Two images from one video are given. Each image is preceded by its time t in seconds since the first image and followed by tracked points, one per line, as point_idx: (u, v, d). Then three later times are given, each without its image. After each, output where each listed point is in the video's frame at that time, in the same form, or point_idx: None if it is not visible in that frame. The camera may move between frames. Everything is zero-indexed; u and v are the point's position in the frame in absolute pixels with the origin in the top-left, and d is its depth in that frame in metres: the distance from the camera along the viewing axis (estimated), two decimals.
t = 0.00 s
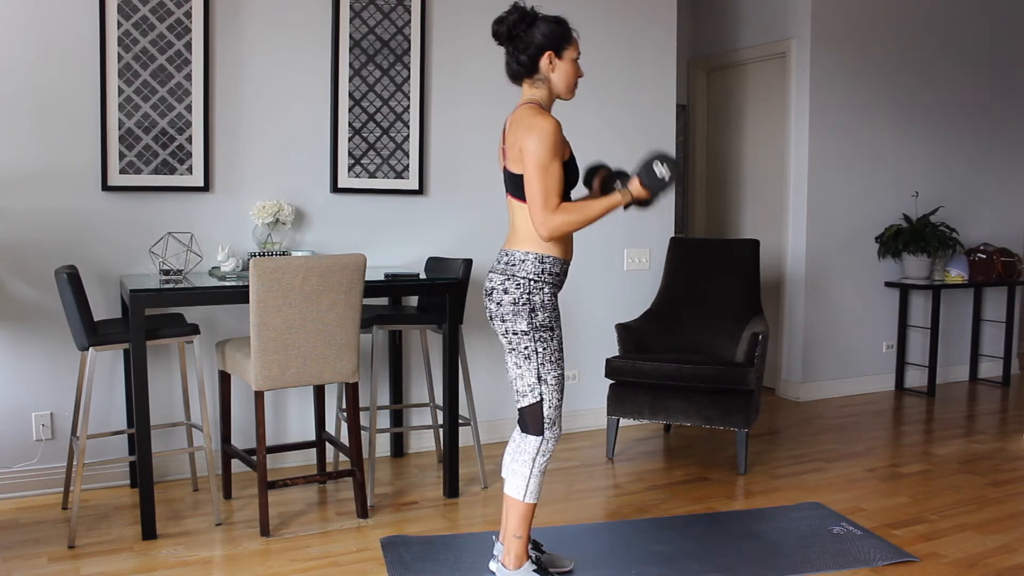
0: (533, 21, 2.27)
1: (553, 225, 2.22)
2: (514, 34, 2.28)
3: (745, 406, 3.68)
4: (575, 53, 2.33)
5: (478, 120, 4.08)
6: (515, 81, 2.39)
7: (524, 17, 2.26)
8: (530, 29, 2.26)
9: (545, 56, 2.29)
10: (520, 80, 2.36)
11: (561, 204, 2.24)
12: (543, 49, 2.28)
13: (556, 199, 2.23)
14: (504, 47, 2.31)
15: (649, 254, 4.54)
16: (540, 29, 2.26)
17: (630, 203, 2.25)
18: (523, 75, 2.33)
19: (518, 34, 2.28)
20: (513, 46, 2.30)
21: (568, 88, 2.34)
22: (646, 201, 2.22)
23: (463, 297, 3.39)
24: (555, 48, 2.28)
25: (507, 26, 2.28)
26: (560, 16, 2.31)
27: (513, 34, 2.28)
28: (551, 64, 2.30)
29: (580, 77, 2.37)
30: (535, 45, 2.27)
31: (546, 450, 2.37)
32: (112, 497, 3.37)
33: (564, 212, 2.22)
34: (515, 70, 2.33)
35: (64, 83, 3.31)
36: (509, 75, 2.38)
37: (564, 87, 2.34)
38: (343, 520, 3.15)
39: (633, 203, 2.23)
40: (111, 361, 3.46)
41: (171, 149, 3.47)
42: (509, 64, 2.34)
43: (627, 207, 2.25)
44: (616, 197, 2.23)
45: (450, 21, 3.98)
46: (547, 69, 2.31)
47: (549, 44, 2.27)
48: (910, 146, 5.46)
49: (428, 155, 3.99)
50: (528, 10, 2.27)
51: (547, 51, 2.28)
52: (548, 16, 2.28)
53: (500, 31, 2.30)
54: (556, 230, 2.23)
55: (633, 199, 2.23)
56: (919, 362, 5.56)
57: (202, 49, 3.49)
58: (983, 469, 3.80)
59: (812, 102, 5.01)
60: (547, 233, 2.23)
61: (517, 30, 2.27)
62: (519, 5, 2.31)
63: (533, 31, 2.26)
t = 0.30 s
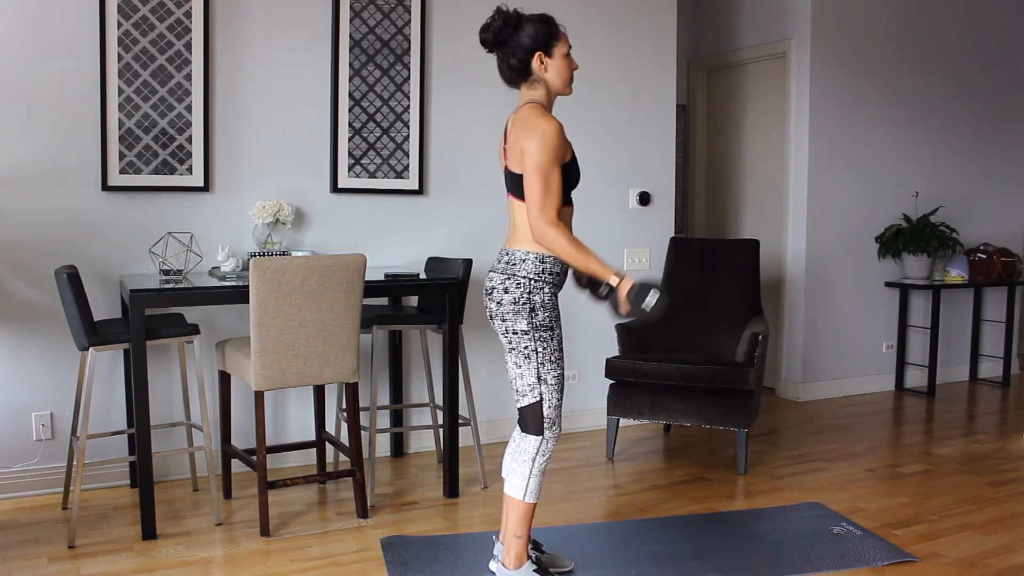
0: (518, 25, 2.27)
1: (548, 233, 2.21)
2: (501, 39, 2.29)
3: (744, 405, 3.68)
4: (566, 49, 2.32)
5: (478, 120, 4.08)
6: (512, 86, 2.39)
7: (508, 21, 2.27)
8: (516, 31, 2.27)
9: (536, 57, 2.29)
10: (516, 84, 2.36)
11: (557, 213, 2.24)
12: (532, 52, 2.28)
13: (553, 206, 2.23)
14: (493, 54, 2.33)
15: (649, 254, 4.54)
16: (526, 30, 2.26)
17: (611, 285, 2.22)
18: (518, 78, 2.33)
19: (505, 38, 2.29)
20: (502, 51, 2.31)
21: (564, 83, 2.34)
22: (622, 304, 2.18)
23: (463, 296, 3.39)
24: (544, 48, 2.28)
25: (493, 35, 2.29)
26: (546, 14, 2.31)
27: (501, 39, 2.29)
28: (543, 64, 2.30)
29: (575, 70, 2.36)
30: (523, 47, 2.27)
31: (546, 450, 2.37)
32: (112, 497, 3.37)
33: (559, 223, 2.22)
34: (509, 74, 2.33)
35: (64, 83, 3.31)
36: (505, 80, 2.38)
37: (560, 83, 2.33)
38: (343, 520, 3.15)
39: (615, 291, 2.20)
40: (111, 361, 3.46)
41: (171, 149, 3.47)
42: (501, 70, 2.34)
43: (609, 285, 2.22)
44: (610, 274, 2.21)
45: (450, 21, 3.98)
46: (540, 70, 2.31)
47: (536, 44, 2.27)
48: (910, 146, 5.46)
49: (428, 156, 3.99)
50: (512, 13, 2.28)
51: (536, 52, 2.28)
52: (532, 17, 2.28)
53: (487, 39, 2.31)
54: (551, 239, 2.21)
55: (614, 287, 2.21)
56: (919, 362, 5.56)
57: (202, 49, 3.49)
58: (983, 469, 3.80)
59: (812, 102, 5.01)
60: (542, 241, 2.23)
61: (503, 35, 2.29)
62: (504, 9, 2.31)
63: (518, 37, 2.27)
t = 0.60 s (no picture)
0: (523, 31, 2.27)
1: (547, 235, 2.21)
2: (508, 46, 2.29)
3: (745, 405, 3.68)
4: (575, 51, 2.31)
5: (478, 120, 4.08)
6: (525, 90, 2.39)
7: (514, 26, 2.27)
8: (522, 37, 2.27)
9: (543, 61, 2.29)
10: (529, 88, 2.36)
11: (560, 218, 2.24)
12: (539, 56, 2.28)
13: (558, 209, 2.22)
14: (501, 60, 2.33)
15: (648, 254, 4.53)
16: (532, 35, 2.26)
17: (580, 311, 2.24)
18: (528, 81, 2.33)
19: (512, 44, 2.29)
20: (509, 57, 2.31)
21: (575, 84, 2.34)
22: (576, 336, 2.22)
23: (464, 296, 3.39)
24: (551, 51, 2.28)
25: (499, 41, 2.29)
26: (550, 17, 2.31)
27: (507, 46, 2.29)
28: (551, 67, 2.30)
29: (585, 70, 2.35)
30: (529, 52, 2.28)
31: (547, 450, 2.37)
32: (112, 497, 3.37)
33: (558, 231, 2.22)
34: (519, 79, 2.34)
35: (64, 84, 3.31)
36: (518, 85, 2.38)
37: (572, 85, 2.33)
38: (343, 521, 3.15)
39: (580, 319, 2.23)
40: (111, 361, 3.46)
41: (171, 149, 3.47)
42: (512, 76, 2.35)
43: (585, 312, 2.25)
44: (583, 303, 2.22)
45: (450, 21, 3.98)
46: (550, 72, 2.31)
47: (542, 49, 2.27)
48: (909, 146, 5.46)
49: (428, 156, 3.98)
50: (517, 18, 2.28)
51: (542, 55, 2.28)
52: (536, 21, 2.28)
53: (495, 45, 2.31)
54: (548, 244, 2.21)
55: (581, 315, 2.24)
56: (919, 362, 5.56)
57: (202, 49, 3.49)
58: (983, 469, 3.80)
59: (812, 102, 5.01)
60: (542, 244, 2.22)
61: (509, 42, 2.29)
62: (509, 14, 2.32)
63: (524, 44, 2.27)
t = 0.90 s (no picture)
0: (526, 22, 2.27)
1: (544, 228, 2.20)
2: (505, 37, 2.29)
3: (745, 405, 3.68)
4: (570, 51, 2.31)
5: (478, 120, 4.08)
6: (515, 84, 2.39)
7: (514, 18, 2.27)
8: (522, 30, 2.27)
9: (537, 57, 2.29)
10: (518, 82, 2.36)
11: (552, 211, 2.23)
12: (534, 51, 2.28)
13: (547, 203, 2.22)
14: (497, 51, 2.33)
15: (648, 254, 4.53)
16: (531, 30, 2.26)
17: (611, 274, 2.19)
18: (519, 76, 2.33)
19: (510, 36, 2.29)
20: (505, 48, 2.31)
21: (565, 85, 2.34)
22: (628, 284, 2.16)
23: (464, 296, 3.39)
24: (547, 48, 2.28)
25: (501, 29, 2.29)
26: (552, 14, 2.31)
27: (505, 37, 2.29)
28: (544, 63, 2.30)
29: (577, 73, 2.36)
30: (525, 46, 2.28)
31: (546, 450, 2.37)
32: (112, 497, 3.37)
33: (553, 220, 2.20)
34: (511, 73, 2.34)
35: (64, 84, 3.31)
36: (508, 79, 2.38)
37: (561, 85, 2.33)
38: (343, 520, 3.15)
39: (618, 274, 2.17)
40: (111, 361, 3.46)
41: (171, 149, 3.47)
42: (504, 68, 2.35)
43: (610, 273, 2.20)
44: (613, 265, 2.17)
45: (450, 21, 3.98)
46: (541, 69, 2.31)
47: (539, 44, 2.27)
48: (909, 145, 5.45)
49: (428, 156, 3.99)
50: (518, 11, 2.28)
51: (538, 51, 2.28)
52: (538, 16, 2.28)
53: (492, 35, 2.31)
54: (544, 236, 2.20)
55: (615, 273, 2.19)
56: (919, 362, 5.56)
57: (202, 49, 3.49)
58: (984, 469, 3.80)
59: (812, 102, 5.01)
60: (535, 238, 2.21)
61: (507, 33, 2.29)
62: (511, 6, 2.31)
63: (524, 35, 2.27)
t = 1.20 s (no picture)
0: (528, 19, 2.27)
1: (555, 217, 2.22)
2: (507, 33, 2.28)
3: (745, 405, 3.68)
4: (569, 53, 2.32)
5: (478, 120, 4.08)
6: (511, 81, 2.39)
7: (517, 16, 2.26)
8: (524, 28, 2.27)
9: (536, 56, 2.29)
10: (515, 80, 2.36)
11: (559, 199, 2.23)
12: (534, 50, 2.28)
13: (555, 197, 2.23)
14: (497, 47, 2.32)
15: (648, 254, 4.54)
16: (533, 28, 2.26)
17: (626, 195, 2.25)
18: (517, 73, 2.33)
19: (512, 33, 2.28)
20: (506, 45, 2.30)
21: (561, 89, 2.35)
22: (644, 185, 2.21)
23: (464, 296, 3.39)
24: (547, 48, 2.28)
25: (502, 25, 2.28)
26: (554, 15, 2.30)
27: (506, 33, 2.28)
28: (542, 64, 2.30)
29: (574, 76, 2.36)
30: (526, 45, 2.27)
31: (546, 450, 2.37)
32: (112, 497, 3.37)
33: (564, 209, 2.22)
34: (509, 70, 2.33)
35: (64, 84, 3.31)
36: (505, 75, 2.38)
37: (558, 87, 2.34)
38: (343, 520, 3.15)
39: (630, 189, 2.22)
40: (111, 361, 3.46)
41: (171, 149, 3.47)
42: (503, 64, 2.34)
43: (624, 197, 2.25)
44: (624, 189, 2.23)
45: (450, 20, 3.98)
46: (539, 69, 2.31)
47: (540, 43, 2.27)
48: (909, 145, 5.45)
49: (428, 156, 3.99)
50: (523, 9, 2.27)
51: (538, 50, 2.28)
52: (541, 16, 2.27)
53: (494, 30, 2.30)
54: (559, 228, 2.23)
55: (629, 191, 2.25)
56: (919, 362, 5.56)
57: (202, 49, 3.49)
58: (984, 468, 3.80)
59: (811, 102, 5.01)
60: (548, 232, 2.24)
61: (509, 30, 2.28)
62: (515, 3, 2.30)
63: (526, 33, 2.26)
